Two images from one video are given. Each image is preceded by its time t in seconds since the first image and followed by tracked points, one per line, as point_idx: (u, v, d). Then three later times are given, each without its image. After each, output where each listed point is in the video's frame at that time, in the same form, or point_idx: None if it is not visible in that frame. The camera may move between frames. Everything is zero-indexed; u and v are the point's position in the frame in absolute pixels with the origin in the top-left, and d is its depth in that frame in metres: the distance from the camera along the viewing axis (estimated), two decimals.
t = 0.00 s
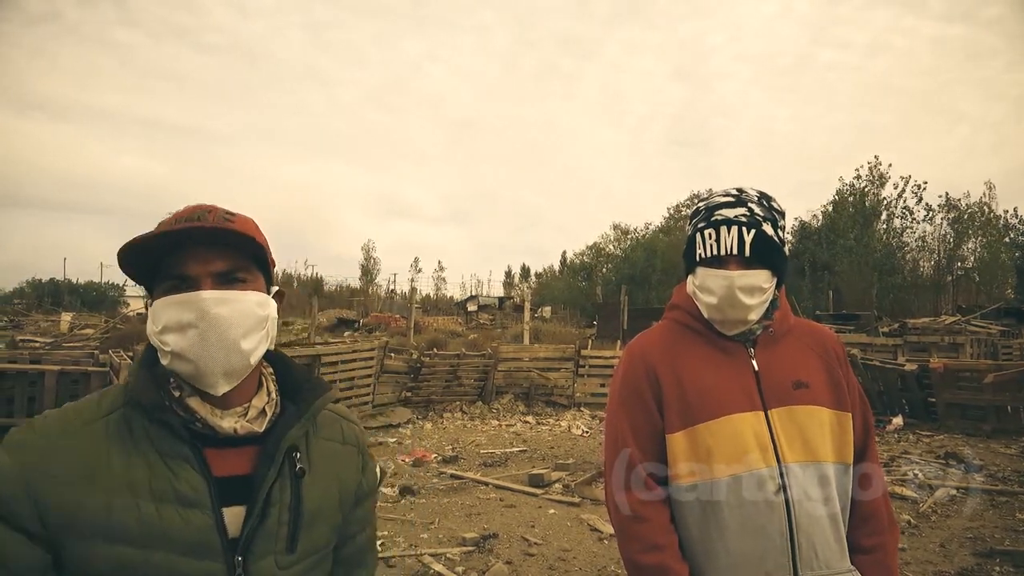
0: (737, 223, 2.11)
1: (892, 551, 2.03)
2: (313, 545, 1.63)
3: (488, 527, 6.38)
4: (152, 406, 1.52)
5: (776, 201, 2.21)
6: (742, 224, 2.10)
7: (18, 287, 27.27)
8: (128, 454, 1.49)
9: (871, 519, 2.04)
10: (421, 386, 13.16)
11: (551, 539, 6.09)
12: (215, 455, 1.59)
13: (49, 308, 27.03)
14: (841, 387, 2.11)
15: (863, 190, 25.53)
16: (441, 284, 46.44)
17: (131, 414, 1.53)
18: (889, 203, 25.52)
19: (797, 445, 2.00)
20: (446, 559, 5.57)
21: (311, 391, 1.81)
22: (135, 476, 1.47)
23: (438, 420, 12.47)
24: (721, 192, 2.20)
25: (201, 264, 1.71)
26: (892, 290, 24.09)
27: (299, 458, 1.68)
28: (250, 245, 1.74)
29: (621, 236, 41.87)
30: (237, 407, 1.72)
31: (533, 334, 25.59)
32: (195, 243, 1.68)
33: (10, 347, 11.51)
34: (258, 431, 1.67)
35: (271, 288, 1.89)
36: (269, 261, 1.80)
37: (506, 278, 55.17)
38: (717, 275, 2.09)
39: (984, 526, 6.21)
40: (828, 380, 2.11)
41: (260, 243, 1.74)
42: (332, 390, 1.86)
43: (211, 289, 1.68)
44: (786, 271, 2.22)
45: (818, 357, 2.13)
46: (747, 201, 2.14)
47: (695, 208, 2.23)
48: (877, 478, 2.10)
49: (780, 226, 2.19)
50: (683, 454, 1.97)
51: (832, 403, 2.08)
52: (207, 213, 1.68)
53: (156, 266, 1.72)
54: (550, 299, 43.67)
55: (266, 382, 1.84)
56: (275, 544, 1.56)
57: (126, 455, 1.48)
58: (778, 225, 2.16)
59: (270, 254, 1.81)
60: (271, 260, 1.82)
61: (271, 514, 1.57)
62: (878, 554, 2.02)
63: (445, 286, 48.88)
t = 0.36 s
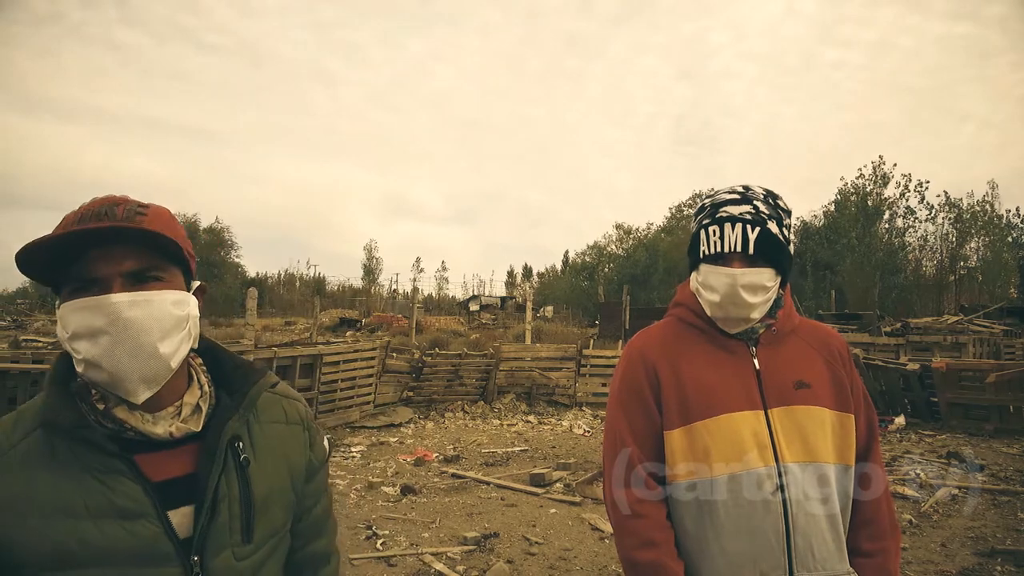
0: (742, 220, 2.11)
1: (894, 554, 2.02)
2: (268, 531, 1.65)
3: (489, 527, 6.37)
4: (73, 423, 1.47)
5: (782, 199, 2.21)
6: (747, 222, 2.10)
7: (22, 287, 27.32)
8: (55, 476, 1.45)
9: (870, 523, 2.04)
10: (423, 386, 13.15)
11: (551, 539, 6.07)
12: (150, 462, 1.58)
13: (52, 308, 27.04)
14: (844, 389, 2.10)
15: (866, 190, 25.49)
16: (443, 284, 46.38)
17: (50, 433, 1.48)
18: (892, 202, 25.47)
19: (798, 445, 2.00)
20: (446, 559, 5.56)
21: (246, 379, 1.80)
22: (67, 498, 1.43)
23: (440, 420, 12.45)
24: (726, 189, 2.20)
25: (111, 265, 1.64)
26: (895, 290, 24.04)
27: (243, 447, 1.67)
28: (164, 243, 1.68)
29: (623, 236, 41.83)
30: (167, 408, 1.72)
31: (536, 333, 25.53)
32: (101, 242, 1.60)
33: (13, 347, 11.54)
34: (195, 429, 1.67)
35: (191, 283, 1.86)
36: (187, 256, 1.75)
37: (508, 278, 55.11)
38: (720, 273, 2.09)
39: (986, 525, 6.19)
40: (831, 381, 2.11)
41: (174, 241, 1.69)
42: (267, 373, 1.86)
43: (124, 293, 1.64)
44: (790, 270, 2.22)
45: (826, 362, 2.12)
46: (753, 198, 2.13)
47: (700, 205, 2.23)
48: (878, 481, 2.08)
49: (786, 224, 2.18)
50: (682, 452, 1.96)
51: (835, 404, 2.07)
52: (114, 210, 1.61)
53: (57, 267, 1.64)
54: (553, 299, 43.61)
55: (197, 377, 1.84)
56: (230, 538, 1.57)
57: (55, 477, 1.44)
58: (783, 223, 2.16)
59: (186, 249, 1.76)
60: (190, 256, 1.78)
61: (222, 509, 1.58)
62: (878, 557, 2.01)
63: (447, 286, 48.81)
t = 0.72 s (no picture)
0: (748, 217, 2.10)
1: (902, 554, 2.02)
2: (276, 532, 1.65)
3: (490, 526, 6.37)
4: (71, 420, 1.50)
5: (789, 196, 2.21)
6: (754, 218, 2.09)
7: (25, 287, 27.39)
8: (55, 473, 1.47)
9: (878, 523, 2.05)
10: (425, 386, 13.17)
11: (553, 539, 6.07)
12: (149, 459, 1.59)
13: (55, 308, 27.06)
14: (852, 387, 2.09)
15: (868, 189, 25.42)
16: (446, 283, 46.36)
17: (50, 431, 1.50)
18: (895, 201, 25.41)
19: (805, 444, 1.99)
20: (449, 558, 5.56)
21: (248, 377, 1.79)
22: (69, 495, 1.45)
23: (442, 420, 12.45)
24: (733, 185, 2.19)
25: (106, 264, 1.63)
26: (897, 289, 23.99)
27: (247, 445, 1.67)
28: (158, 241, 1.66)
29: (626, 235, 41.78)
30: (172, 403, 1.72)
31: (538, 333, 25.49)
32: (91, 241, 1.59)
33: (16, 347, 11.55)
34: (196, 426, 1.67)
35: (189, 278, 1.83)
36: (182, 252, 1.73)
37: (511, 278, 55.09)
38: (725, 270, 2.09)
39: (989, 525, 6.17)
40: (839, 379, 2.10)
41: (168, 238, 1.67)
42: (270, 372, 1.86)
43: (119, 292, 1.62)
44: (798, 266, 2.21)
45: (832, 361, 2.11)
46: (760, 195, 2.13)
47: (707, 201, 2.23)
48: (888, 480, 2.09)
49: (793, 221, 2.18)
50: (686, 450, 1.96)
51: (842, 403, 2.07)
52: (102, 208, 1.59)
53: (52, 267, 1.64)
54: (555, 299, 43.58)
55: (201, 372, 1.84)
56: (234, 538, 1.57)
57: (58, 472, 1.47)
58: (791, 220, 2.16)
59: (184, 247, 1.74)
60: (185, 250, 1.75)
61: (225, 508, 1.57)
62: (887, 557, 2.01)
63: (449, 286, 48.78)
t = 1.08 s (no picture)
0: (759, 213, 2.10)
1: (914, 556, 2.02)
2: (365, 541, 1.64)
3: (494, 526, 6.38)
4: (198, 393, 1.54)
5: (798, 191, 2.21)
6: (764, 214, 2.09)
7: (28, 287, 27.51)
8: (175, 443, 1.50)
9: (890, 523, 2.05)
10: (428, 385, 13.18)
11: (557, 538, 6.07)
12: (260, 445, 1.60)
13: (58, 308, 27.15)
14: (865, 387, 2.09)
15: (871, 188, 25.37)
16: (448, 284, 46.35)
17: (178, 400, 1.55)
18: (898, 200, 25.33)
19: (817, 443, 1.99)
20: (451, 557, 5.57)
21: (356, 382, 1.80)
22: (181, 465, 1.48)
23: (444, 419, 12.46)
24: (743, 181, 2.19)
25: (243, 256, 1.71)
26: (900, 288, 23.91)
27: (346, 448, 1.67)
28: (291, 237, 1.73)
29: (628, 235, 41.71)
30: (285, 396, 1.75)
31: (540, 333, 25.46)
32: (233, 234, 1.67)
33: (18, 347, 11.59)
34: (306, 421, 1.67)
35: (315, 276, 1.91)
36: (310, 250, 1.80)
37: (513, 277, 55.06)
38: (736, 266, 2.09)
39: (995, 524, 6.16)
40: (851, 377, 2.10)
41: (299, 234, 1.74)
42: (377, 380, 1.86)
43: (253, 282, 1.70)
44: (809, 263, 2.22)
45: (845, 360, 2.11)
46: (769, 190, 2.13)
47: (716, 199, 2.23)
48: (899, 479, 2.09)
49: (803, 217, 2.18)
50: (698, 450, 1.96)
51: (855, 402, 2.07)
52: (245, 204, 1.66)
53: (195, 258, 1.73)
54: (557, 299, 43.54)
55: (313, 371, 1.87)
56: (324, 540, 1.56)
57: (177, 443, 1.50)
58: (802, 215, 2.15)
59: (312, 244, 1.81)
60: (313, 249, 1.82)
61: (319, 506, 1.57)
62: (899, 558, 2.02)
63: (452, 286, 48.78)
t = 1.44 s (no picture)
0: (760, 214, 2.09)
1: (914, 556, 2.01)
2: (439, 552, 1.62)
3: (494, 526, 6.36)
4: (311, 385, 1.55)
5: (801, 193, 2.20)
6: (766, 216, 2.08)
7: (30, 288, 27.60)
8: (283, 432, 1.51)
9: (888, 523, 2.04)
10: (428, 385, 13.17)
11: (557, 539, 6.05)
12: (362, 446, 1.61)
13: (59, 307, 27.25)
14: (865, 387, 2.08)
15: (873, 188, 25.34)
16: (449, 284, 46.40)
17: (289, 391, 1.56)
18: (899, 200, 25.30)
19: (819, 443, 1.98)
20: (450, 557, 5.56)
21: (448, 397, 1.80)
22: (286, 455, 1.48)
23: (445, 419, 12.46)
24: (746, 182, 2.18)
25: (371, 260, 1.76)
26: (901, 288, 23.85)
27: (432, 461, 1.67)
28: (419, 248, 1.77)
29: (629, 235, 41.67)
30: (382, 401, 1.74)
31: (541, 333, 25.47)
32: (367, 239, 1.72)
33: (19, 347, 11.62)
34: (401, 426, 1.67)
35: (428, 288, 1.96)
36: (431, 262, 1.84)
37: (515, 277, 55.08)
38: (737, 267, 2.08)
39: (996, 524, 6.14)
40: (851, 378, 2.09)
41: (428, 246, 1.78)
42: (469, 397, 1.86)
43: (382, 286, 1.74)
44: (810, 265, 2.20)
45: (844, 361, 2.10)
46: (772, 191, 2.12)
47: (718, 199, 2.22)
48: (899, 479, 2.08)
49: (805, 219, 2.16)
50: (701, 450, 1.94)
51: (855, 402, 2.06)
52: (382, 211, 1.71)
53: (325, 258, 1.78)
54: (559, 299, 43.53)
55: (407, 381, 1.86)
56: (404, 544, 1.55)
57: (284, 433, 1.51)
58: (803, 217, 2.13)
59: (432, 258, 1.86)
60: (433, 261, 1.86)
61: (404, 513, 1.57)
62: (899, 558, 2.00)
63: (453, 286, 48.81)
